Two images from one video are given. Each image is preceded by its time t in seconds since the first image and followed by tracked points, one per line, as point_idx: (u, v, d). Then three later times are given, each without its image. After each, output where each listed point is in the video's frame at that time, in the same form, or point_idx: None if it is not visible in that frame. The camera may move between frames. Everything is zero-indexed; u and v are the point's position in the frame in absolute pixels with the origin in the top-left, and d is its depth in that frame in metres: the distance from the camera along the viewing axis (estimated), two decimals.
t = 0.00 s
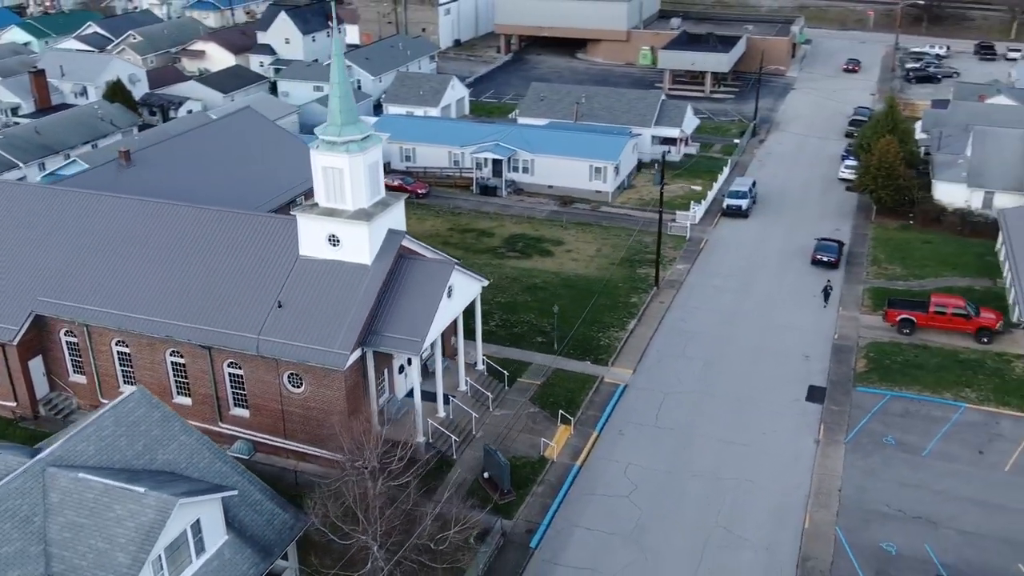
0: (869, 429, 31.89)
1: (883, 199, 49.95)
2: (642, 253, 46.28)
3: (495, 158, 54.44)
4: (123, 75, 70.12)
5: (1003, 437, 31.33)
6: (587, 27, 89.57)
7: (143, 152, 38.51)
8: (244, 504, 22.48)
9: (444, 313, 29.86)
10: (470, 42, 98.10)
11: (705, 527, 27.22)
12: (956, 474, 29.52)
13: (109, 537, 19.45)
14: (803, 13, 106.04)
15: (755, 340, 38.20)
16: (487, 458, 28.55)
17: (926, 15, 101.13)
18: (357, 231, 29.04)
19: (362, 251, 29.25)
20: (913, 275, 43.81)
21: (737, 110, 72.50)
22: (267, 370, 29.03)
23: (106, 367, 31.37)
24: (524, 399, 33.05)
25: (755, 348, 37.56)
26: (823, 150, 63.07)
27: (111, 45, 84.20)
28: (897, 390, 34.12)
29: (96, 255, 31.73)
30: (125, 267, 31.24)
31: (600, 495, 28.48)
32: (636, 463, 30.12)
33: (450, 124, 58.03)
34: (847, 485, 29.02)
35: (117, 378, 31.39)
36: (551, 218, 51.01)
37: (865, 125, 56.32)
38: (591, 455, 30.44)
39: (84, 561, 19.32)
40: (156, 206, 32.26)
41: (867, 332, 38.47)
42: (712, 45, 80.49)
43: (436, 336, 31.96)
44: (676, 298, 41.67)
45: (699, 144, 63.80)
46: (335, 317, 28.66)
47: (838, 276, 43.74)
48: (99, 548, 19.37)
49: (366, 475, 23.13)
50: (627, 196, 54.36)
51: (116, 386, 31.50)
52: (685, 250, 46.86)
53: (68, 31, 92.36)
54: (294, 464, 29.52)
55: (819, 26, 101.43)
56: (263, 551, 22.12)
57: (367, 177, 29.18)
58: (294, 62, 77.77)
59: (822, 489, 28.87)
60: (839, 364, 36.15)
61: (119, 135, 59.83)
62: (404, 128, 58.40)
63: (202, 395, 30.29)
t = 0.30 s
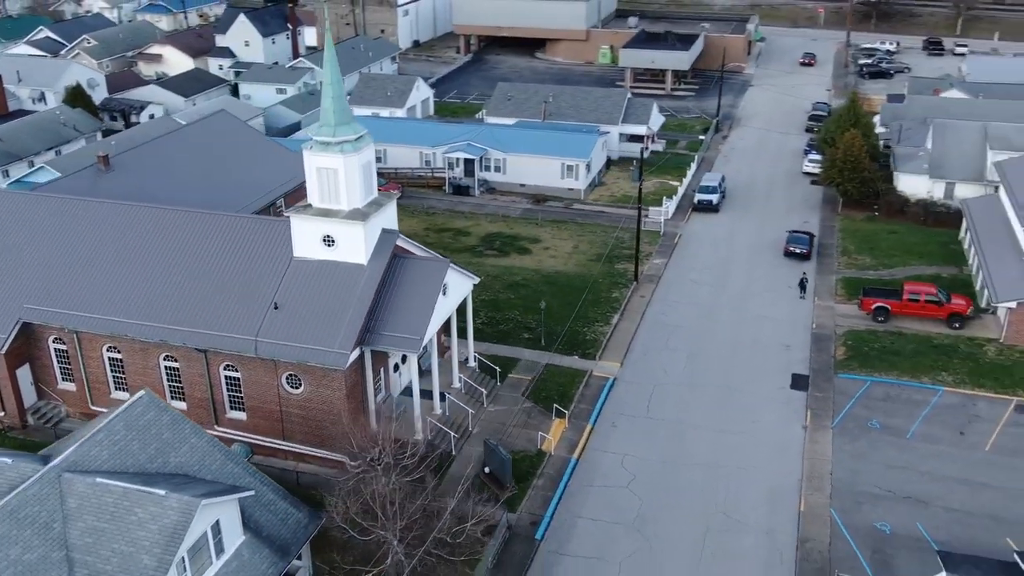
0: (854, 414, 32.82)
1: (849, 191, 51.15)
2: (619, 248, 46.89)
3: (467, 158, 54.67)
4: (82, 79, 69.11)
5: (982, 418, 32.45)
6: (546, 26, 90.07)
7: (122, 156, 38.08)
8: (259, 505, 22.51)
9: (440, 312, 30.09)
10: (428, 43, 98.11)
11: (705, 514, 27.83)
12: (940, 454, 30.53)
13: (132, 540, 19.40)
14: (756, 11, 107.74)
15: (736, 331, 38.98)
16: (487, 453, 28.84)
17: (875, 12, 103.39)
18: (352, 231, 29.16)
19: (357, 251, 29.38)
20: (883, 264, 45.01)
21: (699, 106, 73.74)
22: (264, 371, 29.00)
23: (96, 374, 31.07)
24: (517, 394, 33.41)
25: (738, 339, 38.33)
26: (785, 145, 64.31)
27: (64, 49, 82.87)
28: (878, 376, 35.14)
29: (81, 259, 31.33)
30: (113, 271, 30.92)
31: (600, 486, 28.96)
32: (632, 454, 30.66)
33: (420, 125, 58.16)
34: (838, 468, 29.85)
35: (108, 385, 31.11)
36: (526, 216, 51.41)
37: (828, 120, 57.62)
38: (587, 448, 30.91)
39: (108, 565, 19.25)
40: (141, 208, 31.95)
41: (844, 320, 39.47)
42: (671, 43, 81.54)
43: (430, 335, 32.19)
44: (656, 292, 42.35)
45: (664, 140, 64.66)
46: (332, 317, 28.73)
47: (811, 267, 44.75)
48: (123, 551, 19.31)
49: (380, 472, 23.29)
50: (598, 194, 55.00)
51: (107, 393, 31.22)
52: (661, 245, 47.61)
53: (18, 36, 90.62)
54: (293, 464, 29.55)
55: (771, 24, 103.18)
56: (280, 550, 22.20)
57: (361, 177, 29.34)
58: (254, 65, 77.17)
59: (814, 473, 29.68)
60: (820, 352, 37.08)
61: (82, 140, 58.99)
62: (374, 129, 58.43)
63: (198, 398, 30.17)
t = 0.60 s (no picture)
0: (838, 399, 33.75)
1: (816, 183, 52.34)
2: (595, 244, 47.51)
3: (439, 157, 54.84)
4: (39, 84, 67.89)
5: (960, 400, 33.57)
6: (505, 25, 90.49)
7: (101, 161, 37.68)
8: (275, 504, 22.58)
9: (435, 309, 30.30)
10: (387, 44, 97.97)
11: (704, 500, 28.45)
12: (924, 435, 31.54)
13: (158, 542, 19.42)
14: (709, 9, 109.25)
15: (717, 323, 39.79)
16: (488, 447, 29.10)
17: (825, 9, 105.50)
18: (347, 230, 29.27)
19: (352, 250, 29.50)
20: (853, 254, 46.21)
21: (661, 104, 74.74)
22: (263, 373, 28.98)
23: (88, 381, 30.77)
24: (510, 389, 33.76)
25: (720, 331, 39.14)
26: (749, 140, 65.51)
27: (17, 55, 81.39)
28: (858, 361, 36.13)
29: (70, 266, 31.08)
30: (103, 277, 30.72)
31: (600, 477, 29.42)
32: (627, 444, 31.19)
33: (390, 126, 58.23)
34: (828, 452, 30.70)
35: (100, 392, 30.83)
36: (500, 215, 51.79)
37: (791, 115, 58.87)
38: (583, 439, 31.37)
39: (134, 568, 19.22)
40: (131, 215, 31.85)
41: (821, 309, 40.48)
42: (631, 41, 82.46)
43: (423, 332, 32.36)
44: (636, 286, 43.04)
45: (631, 137, 65.48)
46: (330, 317, 28.79)
47: (784, 259, 45.79)
48: (149, 553, 19.31)
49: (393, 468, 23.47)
50: (570, 190, 55.56)
51: (99, 400, 30.93)
52: (636, 240, 48.33)
53: None
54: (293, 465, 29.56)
55: (726, 22, 104.75)
56: (298, 549, 22.28)
57: (354, 177, 29.43)
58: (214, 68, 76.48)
59: (805, 457, 30.50)
60: (801, 341, 38.01)
61: (45, 146, 58.08)
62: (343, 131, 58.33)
63: (194, 402, 30.05)
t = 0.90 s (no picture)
0: (823, 387, 34.66)
1: (785, 178, 53.43)
2: (573, 241, 48.04)
3: (412, 158, 54.95)
4: None
5: (940, 384, 34.67)
6: (465, 26, 90.76)
7: (82, 166, 37.23)
8: (292, 503, 22.65)
9: (433, 307, 30.53)
10: (346, 45, 97.63)
11: (704, 488, 29.07)
12: (909, 419, 32.55)
13: (186, 543, 19.45)
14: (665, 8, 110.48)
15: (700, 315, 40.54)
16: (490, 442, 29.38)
17: (778, 8, 107.31)
18: (345, 230, 29.38)
19: (350, 250, 29.61)
20: (824, 246, 47.31)
21: (626, 102, 75.55)
22: (264, 375, 28.95)
23: (82, 388, 30.49)
24: (504, 385, 34.11)
25: (703, 323, 39.87)
26: (714, 137, 66.56)
27: None
28: (840, 349, 37.10)
29: (58, 272, 30.66)
30: (94, 283, 30.36)
31: (600, 468, 29.87)
32: (624, 436, 31.70)
33: (361, 127, 58.25)
34: (819, 437, 31.54)
35: (94, 399, 30.57)
36: (476, 214, 52.07)
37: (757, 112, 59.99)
38: (580, 432, 31.81)
39: (164, 570, 19.21)
40: (121, 219, 31.58)
41: (799, 300, 41.45)
42: (592, 41, 83.22)
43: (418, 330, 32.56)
44: (617, 282, 43.65)
45: (599, 135, 66.17)
46: (330, 317, 28.86)
47: (759, 252, 46.73)
48: (177, 555, 19.34)
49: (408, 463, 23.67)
50: (543, 189, 56.06)
51: (93, 407, 30.68)
52: (613, 236, 48.97)
53: None
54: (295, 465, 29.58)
55: (682, 21, 106.08)
56: (318, 547, 22.40)
57: (350, 178, 29.57)
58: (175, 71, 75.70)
59: (797, 443, 31.32)
60: (782, 331, 38.90)
61: (8, 153, 57.05)
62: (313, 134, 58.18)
63: (191, 407, 29.93)
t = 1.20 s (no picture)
0: (815, 375, 35.53)
1: (762, 173, 54.40)
2: (558, 238, 48.52)
3: (393, 158, 54.95)
4: None
5: (927, 370, 35.72)
6: (432, 26, 90.74)
7: (71, 170, 36.90)
8: (316, 500, 22.79)
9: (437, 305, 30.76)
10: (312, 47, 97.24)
11: (709, 476, 29.71)
12: (900, 404, 33.52)
13: (221, 541, 19.53)
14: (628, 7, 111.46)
15: (689, 309, 41.26)
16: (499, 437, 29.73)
17: (739, 6, 108.77)
18: (349, 230, 29.50)
19: (354, 249, 29.76)
20: (804, 238, 48.29)
21: (597, 101, 76.21)
22: (271, 375, 29.02)
23: (84, 393, 30.33)
24: (504, 380, 34.47)
25: (693, 316, 40.62)
26: (687, 133, 67.48)
27: None
28: (828, 339, 38.03)
29: (57, 277, 30.46)
30: (94, 287, 30.22)
31: (605, 460, 30.39)
32: (626, 427, 32.25)
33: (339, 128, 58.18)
34: (815, 424, 32.34)
35: (97, 404, 30.43)
36: (459, 213, 52.31)
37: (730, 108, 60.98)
38: (583, 425, 32.30)
39: (200, 568, 19.27)
40: (119, 222, 31.44)
41: (784, 291, 42.34)
42: (561, 41, 83.82)
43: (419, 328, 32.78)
44: (605, 277, 44.23)
45: (573, 134, 66.77)
46: (338, 317, 28.99)
47: (741, 246, 47.56)
48: (213, 553, 19.41)
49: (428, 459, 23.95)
50: (523, 187, 56.48)
51: (96, 411, 30.52)
52: (597, 233, 49.53)
53: None
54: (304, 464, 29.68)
55: (646, 20, 107.11)
56: (344, 542, 22.58)
57: (353, 177, 29.71)
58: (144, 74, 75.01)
59: (794, 430, 32.09)
60: (771, 322, 39.75)
61: None
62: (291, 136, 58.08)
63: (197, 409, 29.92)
